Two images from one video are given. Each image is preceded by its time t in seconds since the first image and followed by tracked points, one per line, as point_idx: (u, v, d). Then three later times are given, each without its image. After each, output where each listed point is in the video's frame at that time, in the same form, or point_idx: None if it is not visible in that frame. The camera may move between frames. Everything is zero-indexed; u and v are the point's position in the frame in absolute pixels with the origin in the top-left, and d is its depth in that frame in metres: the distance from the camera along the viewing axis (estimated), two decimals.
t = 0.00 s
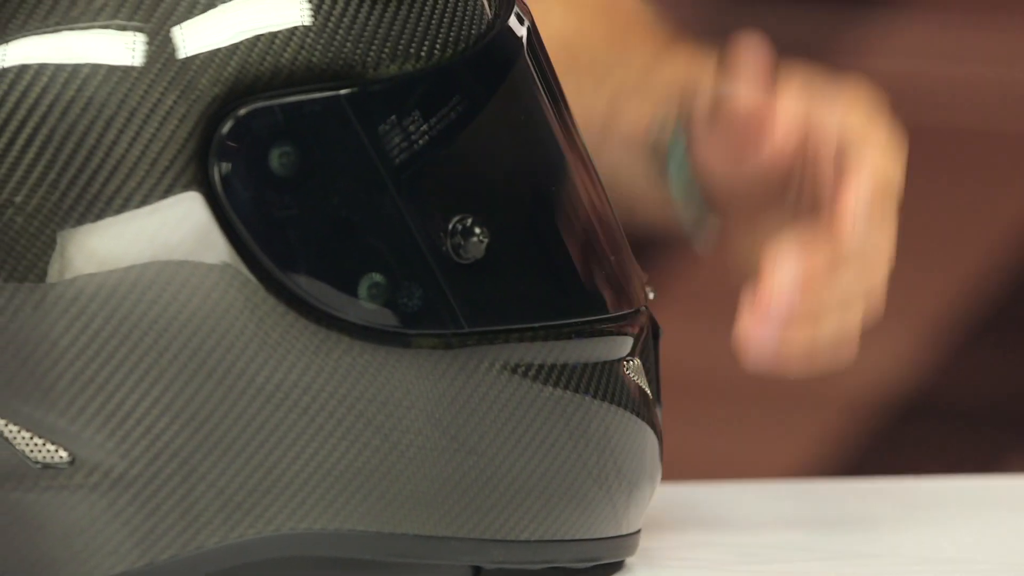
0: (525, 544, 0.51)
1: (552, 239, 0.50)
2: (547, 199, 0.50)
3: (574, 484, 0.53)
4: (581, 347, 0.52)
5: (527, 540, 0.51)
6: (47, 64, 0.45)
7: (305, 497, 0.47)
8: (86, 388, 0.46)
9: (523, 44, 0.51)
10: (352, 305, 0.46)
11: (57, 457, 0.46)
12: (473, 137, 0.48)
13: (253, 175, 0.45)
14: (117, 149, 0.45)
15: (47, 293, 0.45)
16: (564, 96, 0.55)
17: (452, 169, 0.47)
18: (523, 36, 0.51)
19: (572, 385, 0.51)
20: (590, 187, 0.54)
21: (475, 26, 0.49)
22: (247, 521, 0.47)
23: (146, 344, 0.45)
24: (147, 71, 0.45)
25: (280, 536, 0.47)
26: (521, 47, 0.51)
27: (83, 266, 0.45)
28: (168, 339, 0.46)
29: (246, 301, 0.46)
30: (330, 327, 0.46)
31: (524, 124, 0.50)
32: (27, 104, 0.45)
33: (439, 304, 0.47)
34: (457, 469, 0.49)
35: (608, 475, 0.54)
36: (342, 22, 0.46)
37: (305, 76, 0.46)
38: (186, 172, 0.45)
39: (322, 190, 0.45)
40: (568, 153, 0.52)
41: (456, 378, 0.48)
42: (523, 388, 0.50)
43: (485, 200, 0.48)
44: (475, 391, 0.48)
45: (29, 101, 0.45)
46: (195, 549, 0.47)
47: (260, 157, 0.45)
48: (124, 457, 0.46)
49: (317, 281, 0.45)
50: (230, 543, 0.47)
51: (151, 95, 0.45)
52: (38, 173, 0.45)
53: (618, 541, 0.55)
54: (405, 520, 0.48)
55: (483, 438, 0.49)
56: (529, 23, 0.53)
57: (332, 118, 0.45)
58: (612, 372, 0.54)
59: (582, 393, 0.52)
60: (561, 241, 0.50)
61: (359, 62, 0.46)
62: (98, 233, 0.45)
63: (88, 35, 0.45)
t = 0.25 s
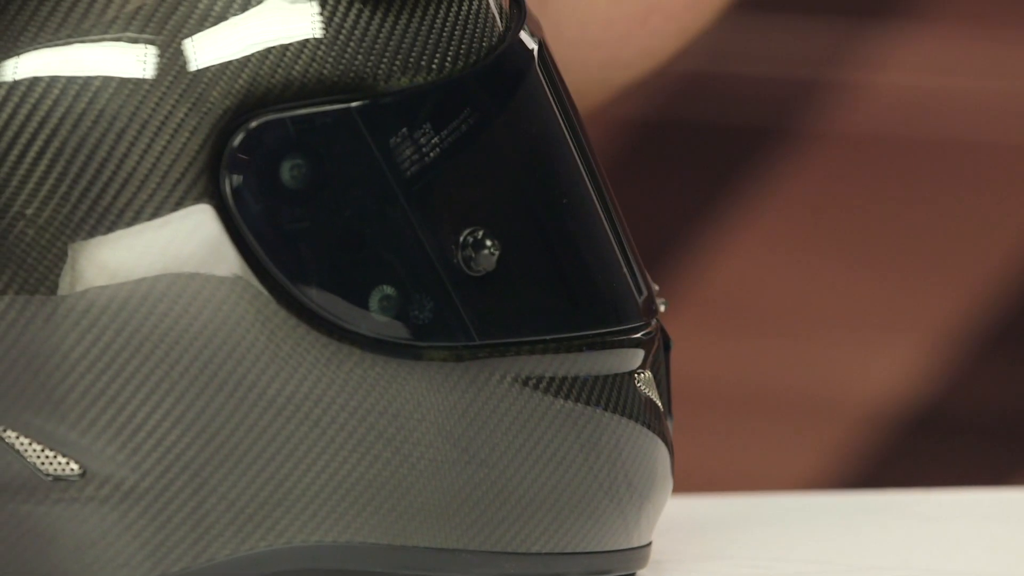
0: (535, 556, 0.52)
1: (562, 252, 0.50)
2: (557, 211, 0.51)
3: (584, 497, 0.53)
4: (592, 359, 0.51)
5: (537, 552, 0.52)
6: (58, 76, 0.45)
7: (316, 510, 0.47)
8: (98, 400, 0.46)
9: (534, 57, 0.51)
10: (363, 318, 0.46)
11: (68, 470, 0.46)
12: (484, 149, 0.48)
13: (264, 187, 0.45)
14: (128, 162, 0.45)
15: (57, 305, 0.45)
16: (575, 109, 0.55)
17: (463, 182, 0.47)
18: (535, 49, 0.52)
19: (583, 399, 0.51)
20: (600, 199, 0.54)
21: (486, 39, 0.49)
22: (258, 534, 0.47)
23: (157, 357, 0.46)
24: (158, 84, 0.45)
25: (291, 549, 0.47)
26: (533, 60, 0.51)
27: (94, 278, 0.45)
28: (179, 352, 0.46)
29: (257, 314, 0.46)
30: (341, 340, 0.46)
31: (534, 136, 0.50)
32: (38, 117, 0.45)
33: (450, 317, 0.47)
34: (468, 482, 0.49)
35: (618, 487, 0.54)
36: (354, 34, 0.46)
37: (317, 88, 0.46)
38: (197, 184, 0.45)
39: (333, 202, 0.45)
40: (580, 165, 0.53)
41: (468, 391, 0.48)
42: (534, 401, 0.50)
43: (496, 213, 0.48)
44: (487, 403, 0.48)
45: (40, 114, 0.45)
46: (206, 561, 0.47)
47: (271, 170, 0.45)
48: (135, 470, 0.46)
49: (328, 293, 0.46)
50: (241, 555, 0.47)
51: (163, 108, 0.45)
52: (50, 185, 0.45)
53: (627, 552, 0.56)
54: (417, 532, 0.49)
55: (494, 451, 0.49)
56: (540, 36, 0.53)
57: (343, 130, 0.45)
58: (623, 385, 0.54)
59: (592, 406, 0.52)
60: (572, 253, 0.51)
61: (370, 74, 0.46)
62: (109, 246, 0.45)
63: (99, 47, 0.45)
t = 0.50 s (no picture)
0: (546, 568, 0.52)
1: (573, 264, 0.50)
2: (569, 222, 0.51)
3: (595, 509, 0.53)
4: (604, 372, 0.51)
5: (549, 564, 0.52)
6: (70, 89, 0.45)
7: (328, 522, 0.47)
8: (110, 413, 0.46)
9: (546, 69, 0.52)
10: (375, 330, 0.46)
11: (80, 482, 0.46)
12: (496, 162, 0.48)
13: (276, 200, 0.45)
14: (141, 174, 0.45)
15: (69, 318, 0.45)
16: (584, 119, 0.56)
17: (475, 194, 0.47)
18: (546, 61, 0.52)
19: (595, 411, 0.51)
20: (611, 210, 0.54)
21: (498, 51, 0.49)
22: (270, 546, 0.47)
23: (170, 369, 0.46)
24: (170, 96, 0.45)
25: (303, 561, 0.47)
26: (544, 71, 0.51)
27: (106, 290, 0.45)
28: (191, 364, 0.46)
29: (269, 326, 0.46)
30: (353, 352, 0.46)
31: (545, 147, 0.50)
32: (51, 129, 0.45)
33: (463, 329, 0.47)
34: (480, 495, 0.49)
35: (630, 500, 0.54)
36: (366, 46, 0.46)
37: (329, 100, 0.46)
38: (209, 197, 0.45)
39: (345, 214, 0.45)
40: (590, 174, 0.53)
41: (480, 403, 0.48)
42: (545, 413, 0.50)
43: (507, 225, 0.48)
44: (499, 416, 0.48)
45: (52, 126, 0.45)
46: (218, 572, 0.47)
47: (284, 182, 0.45)
48: (147, 482, 0.46)
49: (340, 306, 0.46)
50: (253, 567, 0.47)
51: (175, 120, 0.45)
52: (63, 197, 0.45)
53: (638, 565, 0.56)
54: (429, 545, 0.49)
55: (506, 463, 0.49)
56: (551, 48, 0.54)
57: (356, 142, 0.45)
58: (635, 398, 0.54)
59: (604, 418, 0.52)
60: (583, 264, 0.51)
61: (382, 86, 0.46)
62: (121, 258, 0.45)
63: (112, 60, 0.45)
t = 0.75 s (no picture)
0: None
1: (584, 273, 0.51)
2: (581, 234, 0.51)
3: (608, 519, 0.53)
4: (617, 383, 0.52)
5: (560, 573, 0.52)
6: (83, 100, 0.45)
7: (339, 533, 0.47)
8: (122, 423, 0.46)
9: (558, 79, 0.52)
10: (387, 341, 0.46)
11: (92, 493, 0.46)
12: (508, 173, 0.48)
13: (288, 211, 0.45)
14: (153, 185, 0.45)
15: (82, 328, 0.45)
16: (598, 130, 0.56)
17: (487, 205, 0.47)
18: (559, 72, 0.52)
19: (607, 422, 0.51)
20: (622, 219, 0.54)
21: (510, 63, 0.49)
22: (282, 557, 0.47)
23: (182, 380, 0.46)
24: (182, 107, 0.45)
25: (314, 572, 0.48)
26: (557, 83, 0.51)
27: (119, 301, 0.45)
28: (203, 374, 0.46)
29: (281, 337, 0.46)
30: (365, 363, 0.46)
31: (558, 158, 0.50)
32: (63, 140, 0.45)
33: (475, 340, 0.47)
34: (492, 505, 0.49)
35: (641, 510, 0.55)
36: (378, 56, 0.46)
37: (341, 112, 0.46)
38: (221, 208, 0.45)
39: (357, 226, 0.45)
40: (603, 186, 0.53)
41: (492, 413, 0.48)
42: (558, 424, 0.50)
43: (519, 236, 0.48)
44: (511, 427, 0.48)
45: (64, 137, 0.45)
46: None
47: (296, 193, 0.45)
48: (159, 493, 0.46)
49: (353, 317, 0.46)
50: None
51: (187, 131, 0.45)
52: (75, 208, 0.45)
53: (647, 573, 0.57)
54: (441, 555, 0.49)
55: (517, 474, 0.49)
56: (564, 59, 0.54)
57: (367, 153, 0.45)
58: (648, 409, 0.54)
59: (617, 429, 0.52)
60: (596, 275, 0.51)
61: (394, 98, 0.46)
62: (133, 269, 0.45)
63: (124, 71, 0.45)
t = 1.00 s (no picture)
0: None
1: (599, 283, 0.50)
2: (595, 244, 0.51)
3: (622, 529, 0.53)
4: (630, 394, 0.52)
5: None
6: (98, 110, 0.45)
7: (353, 543, 0.47)
8: (136, 434, 0.46)
9: (573, 90, 0.52)
10: (401, 351, 0.46)
11: (106, 503, 0.46)
12: (523, 183, 0.48)
13: (303, 222, 0.45)
14: (168, 195, 0.45)
15: (97, 339, 0.45)
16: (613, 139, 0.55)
17: (502, 215, 0.47)
18: (573, 82, 0.52)
19: (621, 433, 0.52)
20: (638, 228, 0.54)
21: (524, 74, 0.49)
22: (295, 567, 0.47)
23: (197, 390, 0.46)
24: (197, 117, 0.45)
25: None
26: (571, 93, 0.51)
27: (133, 311, 0.45)
28: (218, 385, 0.46)
29: (295, 347, 0.46)
30: (379, 374, 0.46)
31: (573, 168, 0.50)
32: (77, 151, 0.45)
33: (489, 350, 0.47)
34: (506, 515, 0.49)
35: (656, 520, 0.54)
36: (392, 67, 0.46)
37: (355, 122, 0.46)
38: (236, 218, 0.45)
39: (371, 236, 0.45)
40: (617, 195, 0.52)
41: (505, 423, 0.48)
42: (572, 435, 0.50)
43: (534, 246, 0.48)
44: (525, 437, 0.49)
45: (79, 148, 0.45)
46: None
47: (311, 204, 0.45)
48: (173, 503, 0.46)
49: (367, 327, 0.46)
50: None
51: (201, 142, 0.45)
52: (89, 218, 0.45)
53: None
54: (455, 565, 0.49)
55: (532, 484, 0.49)
56: (579, 69, 0.54)
57: (382, 164, 0.45)
58: (662, 420, 0.54)
59: (631, 440, 0.52)
60: (609, 285, 0.51)
61: (408, 108, 0.46)
62: (148, 279, 0.45)
63: (138, 81, 0.45)
